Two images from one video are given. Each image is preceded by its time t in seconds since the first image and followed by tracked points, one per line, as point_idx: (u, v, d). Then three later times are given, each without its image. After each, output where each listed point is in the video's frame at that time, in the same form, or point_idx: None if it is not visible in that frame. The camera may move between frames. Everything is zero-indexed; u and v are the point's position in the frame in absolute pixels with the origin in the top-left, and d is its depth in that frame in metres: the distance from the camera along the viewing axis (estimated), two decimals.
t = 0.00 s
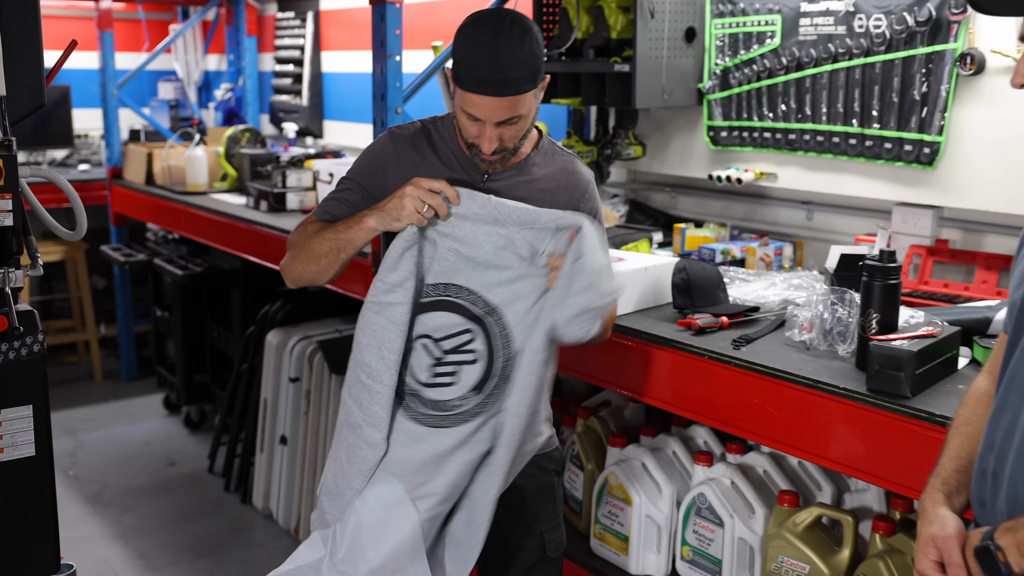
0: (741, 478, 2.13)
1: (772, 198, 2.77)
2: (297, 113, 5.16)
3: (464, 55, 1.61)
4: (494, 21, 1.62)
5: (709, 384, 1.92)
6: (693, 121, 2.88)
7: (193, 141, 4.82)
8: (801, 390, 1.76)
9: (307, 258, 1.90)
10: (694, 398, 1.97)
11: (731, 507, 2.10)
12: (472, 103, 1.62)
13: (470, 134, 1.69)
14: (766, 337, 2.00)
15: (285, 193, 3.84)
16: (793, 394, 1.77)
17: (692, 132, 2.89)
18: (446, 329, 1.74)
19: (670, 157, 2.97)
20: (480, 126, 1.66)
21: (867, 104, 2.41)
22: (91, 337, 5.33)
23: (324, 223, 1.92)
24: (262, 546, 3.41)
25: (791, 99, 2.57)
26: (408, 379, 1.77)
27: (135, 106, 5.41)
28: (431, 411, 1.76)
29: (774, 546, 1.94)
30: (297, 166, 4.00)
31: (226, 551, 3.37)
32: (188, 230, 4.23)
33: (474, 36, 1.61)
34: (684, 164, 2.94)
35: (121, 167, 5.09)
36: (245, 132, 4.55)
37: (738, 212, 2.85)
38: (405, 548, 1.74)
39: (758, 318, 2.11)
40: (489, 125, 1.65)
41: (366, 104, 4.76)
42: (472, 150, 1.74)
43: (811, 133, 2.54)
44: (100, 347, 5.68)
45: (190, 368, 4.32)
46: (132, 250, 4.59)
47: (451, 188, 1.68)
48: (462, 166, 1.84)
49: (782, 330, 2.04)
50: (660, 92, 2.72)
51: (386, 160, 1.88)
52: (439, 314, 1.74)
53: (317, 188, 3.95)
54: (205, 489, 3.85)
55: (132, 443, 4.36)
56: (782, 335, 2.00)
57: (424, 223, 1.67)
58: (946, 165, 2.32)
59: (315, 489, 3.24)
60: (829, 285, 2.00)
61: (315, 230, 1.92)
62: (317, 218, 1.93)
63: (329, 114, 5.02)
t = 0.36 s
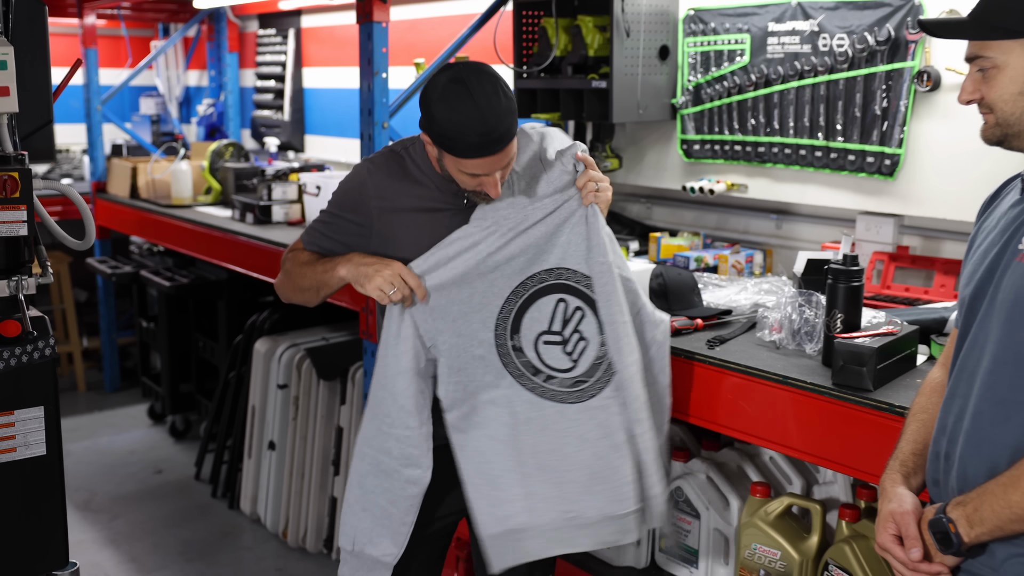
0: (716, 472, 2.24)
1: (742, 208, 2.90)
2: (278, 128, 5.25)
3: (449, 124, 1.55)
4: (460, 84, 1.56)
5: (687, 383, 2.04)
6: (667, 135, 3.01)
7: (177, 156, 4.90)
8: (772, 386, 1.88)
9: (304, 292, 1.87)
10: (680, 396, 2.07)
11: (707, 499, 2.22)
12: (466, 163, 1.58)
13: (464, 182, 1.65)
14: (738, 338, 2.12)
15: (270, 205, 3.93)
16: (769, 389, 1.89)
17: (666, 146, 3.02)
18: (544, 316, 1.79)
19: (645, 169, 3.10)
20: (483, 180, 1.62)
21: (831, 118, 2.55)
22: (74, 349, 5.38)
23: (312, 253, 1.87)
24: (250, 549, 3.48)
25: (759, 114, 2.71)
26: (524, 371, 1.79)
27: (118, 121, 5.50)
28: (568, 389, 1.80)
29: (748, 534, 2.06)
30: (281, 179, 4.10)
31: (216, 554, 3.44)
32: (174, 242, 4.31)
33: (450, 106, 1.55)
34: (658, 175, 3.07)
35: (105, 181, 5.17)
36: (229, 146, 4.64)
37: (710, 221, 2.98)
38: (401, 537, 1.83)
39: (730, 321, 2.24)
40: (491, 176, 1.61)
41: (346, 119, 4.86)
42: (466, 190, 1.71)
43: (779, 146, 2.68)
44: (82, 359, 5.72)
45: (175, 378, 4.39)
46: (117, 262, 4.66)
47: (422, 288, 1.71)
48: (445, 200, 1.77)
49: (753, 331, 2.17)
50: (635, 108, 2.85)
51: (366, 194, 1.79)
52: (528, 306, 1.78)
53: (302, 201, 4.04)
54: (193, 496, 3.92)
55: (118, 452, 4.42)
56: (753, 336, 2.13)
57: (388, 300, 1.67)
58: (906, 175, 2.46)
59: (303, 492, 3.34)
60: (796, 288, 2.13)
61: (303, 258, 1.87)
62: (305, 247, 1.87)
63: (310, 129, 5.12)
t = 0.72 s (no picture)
0: (704, 465, 2.34)
1: (725, 213, 3.01)
2: (266, 137, 5.32)
3: (484, 133, 1.71)
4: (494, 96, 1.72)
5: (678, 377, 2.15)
6: (651, 142, 3.12)
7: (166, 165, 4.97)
8: (759, 379, 1.99)
9: (321, 297, 1.95)
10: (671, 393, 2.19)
11: (695, 491, 2.31)
12: (496, 167, 1.74)
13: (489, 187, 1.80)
14: (724, 336, 2.23)
15: (262, 213, 4.01)
16: (755, 381, 2.00)
17: (650, 153, 3.13)
18: (555, 296, 1.91)
19: (631, 175, 3.21)
20: (509, 184, 1.80)
21: (810, 126, 2.66)
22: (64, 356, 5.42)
23: (323, 258, 1.97)
24: (245, 548, 3.54)
25: (740, 122, 2.82)
26: (527, 346, 1.91)
27: (107, 131, 5.57)
28: (562, 367, 1.94)
29: (734, 521, 2.17)
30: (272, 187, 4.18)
31: (212, 553, 3.50)
32: (165, 249, 4.37)
33: (485, 117, 1.71)
34: (644, 182, 3.17)
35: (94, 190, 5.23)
36: (218, 155, 4.72)
37: (693, 226, 3.08)
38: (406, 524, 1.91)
39: (715, 320, 2.34)
40: (515, 181, 1.79)
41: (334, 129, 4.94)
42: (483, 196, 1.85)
43: (760, 152, 2.79)
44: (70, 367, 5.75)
45: (166, 383, 4.45)
46: (108, 270, 4.72)
47: (430, 240, 1.80)
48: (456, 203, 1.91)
49: (737, 329, 2.27)
50: (621, 116, 2.95)
51: (378, 202, 1.90)
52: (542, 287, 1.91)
53: (293, 208, 4.12)
54: (187, 498, 3.97)
55: (110, 457, 4.47)
56: (738, 333, 2.24)
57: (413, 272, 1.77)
58: (881, 180, 2.58)
59: (297, 492, 3.41)
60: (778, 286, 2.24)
61: (317, 267, 1.96)
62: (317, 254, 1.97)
63: (298, 138, 5.19)
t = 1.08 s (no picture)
0: (705, 452, 2.43)
1: (719, 212, 3.10)
2: (259, 141, 5.39)
3: (508, 127, 1.78)
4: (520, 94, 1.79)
5: (682, 365, 2.23)
6: (648, 143, 3.21)
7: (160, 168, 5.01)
8: (762, 367, 2.07)
9: (340, 282, 2.03)
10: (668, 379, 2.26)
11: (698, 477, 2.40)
12: (516, 163, 1.81)
13: (507, 183, 1.87)
14: (726, 327, 2.31)
15: (261, 214, 4.07)
16: (757, 369, 2.08)
17: (647, 153, 3.22)
18: (560, 291, 2.01)
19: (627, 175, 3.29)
20: (526, 180, 1.86)
21: (803, 126, 2.76)
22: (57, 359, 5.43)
23: (343, 247, 2.04)
24: (248, 545, 3.58)
25: (736, 123, 2.91)
26: (531, 336, 2.01)
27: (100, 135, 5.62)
28: (564, 356, 2.06)
29: (738, 504, 2.26)
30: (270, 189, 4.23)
31: (215, 550, 3.54)
32: (162, 251, 4.40)
33: (510, 112, 1.79)
34: (639, 181, 3.26)
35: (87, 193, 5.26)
36: (213, 158, 4.77)
37: (688, 224, 3.17)
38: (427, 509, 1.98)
39: (717, 312, 2.43)
40: (532, 176, 1.85)
41: (327, 132, 5.01)
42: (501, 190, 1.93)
43: (754, 152, 2.88)
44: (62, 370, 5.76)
45: (163, 384, 4.49)
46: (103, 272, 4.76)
47: (450, 232, 1.87)
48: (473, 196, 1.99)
49: (739, 321, 2.36)
50: (620, 117, 3.03)
51: (399, 193, 1.98)
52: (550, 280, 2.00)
53: (291, 210, 4.17)
54: (187, 497, 4.01)
55: (107, 457, 4.49)
56: (740, 324, 2.32)
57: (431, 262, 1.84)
58: (873, 178, 2.67)
59: (301, 488, 3.47)
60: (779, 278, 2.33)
61: (336, 253, 2.04)
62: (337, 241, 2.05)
63: (291, 141, 5.25)
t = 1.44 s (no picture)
0: (705, 442, 2.54)
1: (713, 213, 3.20)
2: (251, 145, 5.46)
3: (487, 103, 1.88)
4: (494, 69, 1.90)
5: (684, 358, 2.32)
6: (643, 146, 3.31)
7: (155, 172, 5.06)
8: (763, 359, 2.17)
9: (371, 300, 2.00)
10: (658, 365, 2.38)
11: (698, 465, 2.50)
12: (500, 139, 1.91)
13: (496, 162, 1.96)
14: (726, 321, 2.41)
15: (259, 217, 4.14)
16: (758, 360, 2.17)
17: (641, 156, 3.32)
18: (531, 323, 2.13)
19: (622, 177, 3.39)
20: (509, 155, 1.94)
21: (795, 130, 2.86)
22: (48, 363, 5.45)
23: (381, 271, 2.03)
24: (249, 541, 3.63)
25: (729, 127, 3.02)
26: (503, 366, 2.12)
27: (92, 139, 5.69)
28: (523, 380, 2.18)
29: (739, 491, 2.36)
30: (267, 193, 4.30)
31: (218, 546, 3.58)
32: (158, 255, 4.45)
33: (488, 86, 1.89)
34: (635, 184, 3.36)
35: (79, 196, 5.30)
36: (209, 162, 4.83)
37: (682, 225, 3.27)
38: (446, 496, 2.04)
39: (716, 308, 2.53)
40: (517, 152, 1.94)
41: (319, 136, 5.08)
42: (492, 171, 2.01)
43: (747, 155, 2.99)
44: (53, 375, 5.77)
45: (160, 385, 4.54)
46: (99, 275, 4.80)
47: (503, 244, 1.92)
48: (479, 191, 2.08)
49: (737, 316, 2.46)
50: (617, 121, 3.13)
51: (413, 194, 2.05)
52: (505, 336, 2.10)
53: (288, 213, 4.25)
54: (187, 496, 4.04)
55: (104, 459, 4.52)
56: (740, 319, 2.42)
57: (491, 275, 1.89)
58: (864, 179, 2.78)
59: (303, 485, 3.54)
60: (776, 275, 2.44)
61: (376, 280, 2.01)
62: (374, 267, 2.03)
63: (283, 146, 5.32)
